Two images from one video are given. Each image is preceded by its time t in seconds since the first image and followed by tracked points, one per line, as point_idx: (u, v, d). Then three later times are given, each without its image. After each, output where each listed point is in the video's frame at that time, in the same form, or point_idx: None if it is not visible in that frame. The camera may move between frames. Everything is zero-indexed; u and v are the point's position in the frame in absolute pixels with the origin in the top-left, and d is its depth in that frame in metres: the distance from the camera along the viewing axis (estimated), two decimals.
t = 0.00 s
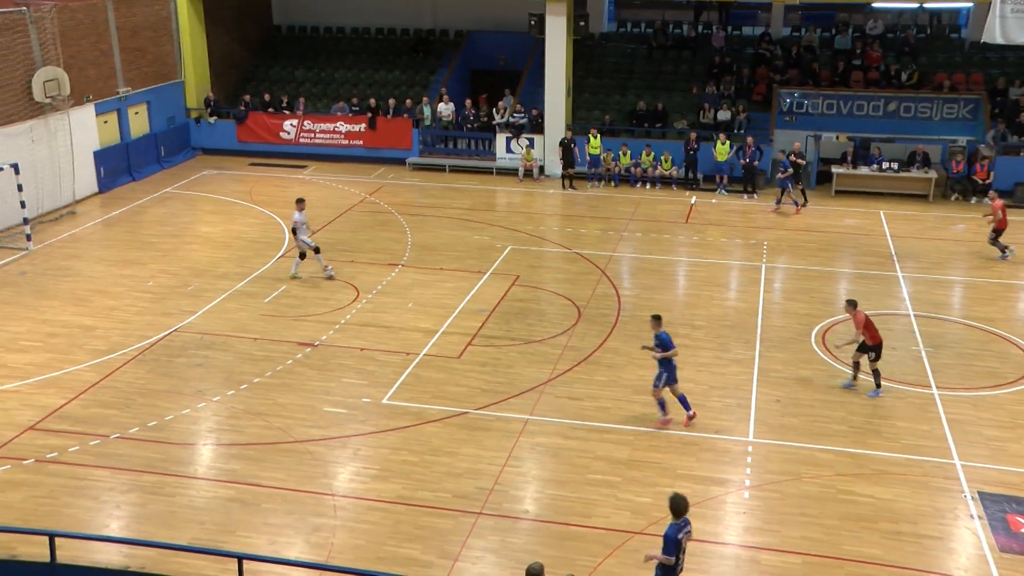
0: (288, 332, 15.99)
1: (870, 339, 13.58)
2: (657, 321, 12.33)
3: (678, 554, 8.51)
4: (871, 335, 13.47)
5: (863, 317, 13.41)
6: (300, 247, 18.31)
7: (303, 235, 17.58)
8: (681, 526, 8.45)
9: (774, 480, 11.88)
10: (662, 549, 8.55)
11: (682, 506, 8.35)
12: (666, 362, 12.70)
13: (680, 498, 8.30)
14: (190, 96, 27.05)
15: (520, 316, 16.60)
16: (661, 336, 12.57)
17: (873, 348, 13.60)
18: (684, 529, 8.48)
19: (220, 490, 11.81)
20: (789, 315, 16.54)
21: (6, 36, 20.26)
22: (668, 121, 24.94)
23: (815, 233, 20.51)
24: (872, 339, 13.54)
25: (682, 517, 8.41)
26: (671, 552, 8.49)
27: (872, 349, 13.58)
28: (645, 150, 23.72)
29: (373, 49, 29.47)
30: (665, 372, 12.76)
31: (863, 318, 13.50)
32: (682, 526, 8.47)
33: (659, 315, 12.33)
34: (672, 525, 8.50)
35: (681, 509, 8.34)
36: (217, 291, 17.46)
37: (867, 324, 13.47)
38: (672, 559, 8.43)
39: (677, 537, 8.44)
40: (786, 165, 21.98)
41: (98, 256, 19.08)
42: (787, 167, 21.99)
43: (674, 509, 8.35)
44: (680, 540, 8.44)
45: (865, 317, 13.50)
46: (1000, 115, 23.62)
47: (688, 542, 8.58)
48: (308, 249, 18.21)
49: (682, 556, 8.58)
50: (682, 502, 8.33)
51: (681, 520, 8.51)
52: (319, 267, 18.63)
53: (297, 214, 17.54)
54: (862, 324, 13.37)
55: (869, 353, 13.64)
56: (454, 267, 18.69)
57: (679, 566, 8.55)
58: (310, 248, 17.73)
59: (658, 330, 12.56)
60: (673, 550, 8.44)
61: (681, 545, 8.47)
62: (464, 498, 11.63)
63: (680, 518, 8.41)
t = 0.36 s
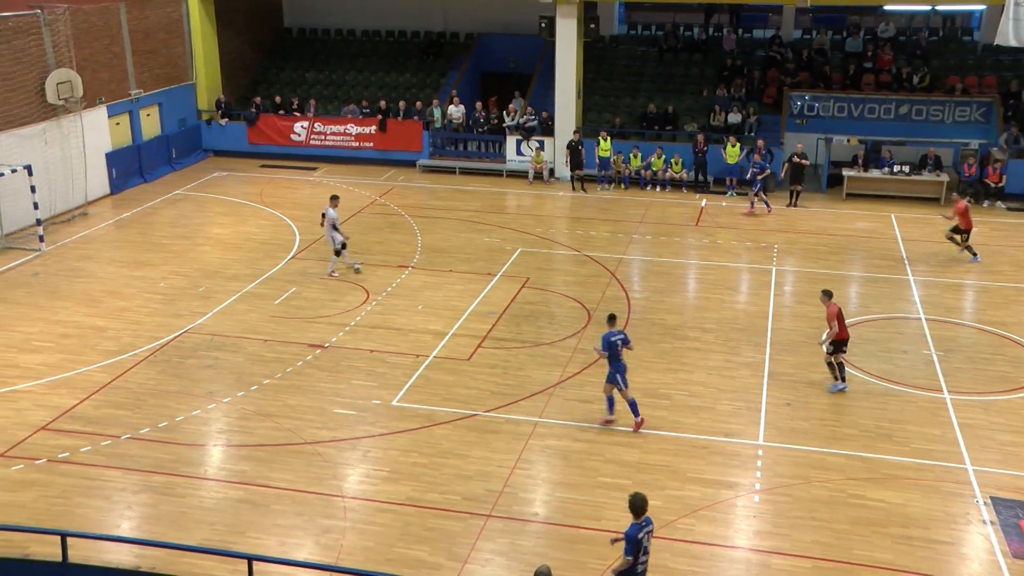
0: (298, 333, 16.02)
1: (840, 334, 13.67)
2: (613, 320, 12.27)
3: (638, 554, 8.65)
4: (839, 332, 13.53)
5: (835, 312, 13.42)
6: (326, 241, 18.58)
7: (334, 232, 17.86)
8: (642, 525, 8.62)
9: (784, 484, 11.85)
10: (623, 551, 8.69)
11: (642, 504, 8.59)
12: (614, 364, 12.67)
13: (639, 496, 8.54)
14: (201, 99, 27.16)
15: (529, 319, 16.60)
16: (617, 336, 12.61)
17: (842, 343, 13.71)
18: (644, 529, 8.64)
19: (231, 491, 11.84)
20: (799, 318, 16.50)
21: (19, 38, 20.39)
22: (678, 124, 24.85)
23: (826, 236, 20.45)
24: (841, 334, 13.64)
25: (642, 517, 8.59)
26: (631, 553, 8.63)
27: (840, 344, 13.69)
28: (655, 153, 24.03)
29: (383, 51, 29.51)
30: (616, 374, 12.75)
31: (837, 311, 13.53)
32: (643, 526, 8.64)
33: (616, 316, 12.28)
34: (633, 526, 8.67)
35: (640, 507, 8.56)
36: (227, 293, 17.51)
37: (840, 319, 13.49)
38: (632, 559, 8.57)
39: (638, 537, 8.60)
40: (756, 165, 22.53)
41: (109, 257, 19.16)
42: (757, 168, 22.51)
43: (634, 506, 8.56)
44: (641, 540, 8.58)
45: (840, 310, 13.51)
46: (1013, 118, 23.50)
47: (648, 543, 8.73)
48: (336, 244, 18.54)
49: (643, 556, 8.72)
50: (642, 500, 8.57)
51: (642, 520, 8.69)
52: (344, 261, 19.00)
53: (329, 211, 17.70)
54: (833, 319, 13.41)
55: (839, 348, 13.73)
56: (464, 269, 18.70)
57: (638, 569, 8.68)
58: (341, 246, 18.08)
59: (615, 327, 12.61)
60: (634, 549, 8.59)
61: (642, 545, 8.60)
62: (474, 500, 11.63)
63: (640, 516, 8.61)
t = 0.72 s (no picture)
0: (305, 339, 16.05)
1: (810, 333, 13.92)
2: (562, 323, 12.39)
3: (604, 556, 8.75)
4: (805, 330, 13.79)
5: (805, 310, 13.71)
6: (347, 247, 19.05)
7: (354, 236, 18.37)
8: (607, 526, 8.73)
9: (790, 491, 11.82)
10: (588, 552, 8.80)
11: (607, 506, 8.69)
12: (564, 365, 12.87)
13: (604, 498, 8.63)
14: (210, 105, 27.25)
15: (536, 325, 16.60)
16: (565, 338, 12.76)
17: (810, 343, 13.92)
18: (609, 530, 8.73)
19: (237, 496, 11.85)
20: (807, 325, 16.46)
21: (30, 45, 20.58)
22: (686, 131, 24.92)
23: (833, 243, 20.41)
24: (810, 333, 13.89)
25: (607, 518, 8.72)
26: (595, 554, 8.73)
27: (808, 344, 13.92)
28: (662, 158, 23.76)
29: (391, 57, 29.58)
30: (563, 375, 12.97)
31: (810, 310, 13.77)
32: (608, 527, 8.74)
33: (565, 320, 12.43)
34: (598, 527, 8.77)
35: (606, 508, 8.66)
36: (235, 298, 17.56)
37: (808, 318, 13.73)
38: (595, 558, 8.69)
39: (602, 538, 8.70)
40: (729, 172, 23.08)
41: (117, 263, 19.23)
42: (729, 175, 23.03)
43: (599, 507, 8.68)
44: (604, 541, 8.68)
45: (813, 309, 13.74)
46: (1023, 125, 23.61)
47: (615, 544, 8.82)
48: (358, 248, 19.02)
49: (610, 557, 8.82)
50: (607, 501, 8.68)
51: (608, 522, 8.78)
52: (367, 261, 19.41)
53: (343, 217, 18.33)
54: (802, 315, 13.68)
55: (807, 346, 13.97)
56: (472, 275, 18.71)
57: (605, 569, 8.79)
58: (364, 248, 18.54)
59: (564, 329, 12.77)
60: (598, 550, 8.69)
61: (606, 546, 8.70)
62: (479, 507, 11.62)
63: (605, 518, 8.71)
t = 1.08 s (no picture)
0: (305, 344, 16.04)
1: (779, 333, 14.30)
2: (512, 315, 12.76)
3: (565, 551, 8.72)
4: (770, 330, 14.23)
5: (770, 308, 14.10)
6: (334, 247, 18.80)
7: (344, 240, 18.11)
8: (568, 521, 8.69)
9: (791, 497, 11.80)
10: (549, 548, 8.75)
11: (570, 501, 8.68)
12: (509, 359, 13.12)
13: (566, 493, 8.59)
14: (210, 110, 27.27)
15: (536, 330, 16.60)
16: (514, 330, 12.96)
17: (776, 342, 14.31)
18: (570, 526, 8.70)
19: (237, 502, 11.84)
20: (807, 331, 16.45)
21: (31, 51, 20.59)
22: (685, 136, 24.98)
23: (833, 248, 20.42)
24: (778, 333, 14.29)
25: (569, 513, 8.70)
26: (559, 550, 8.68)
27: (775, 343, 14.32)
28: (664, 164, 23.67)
29: (392, 62, 29.60)
30: (508, 368, 13.23)
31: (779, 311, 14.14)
32: (570, 522, 8.70)
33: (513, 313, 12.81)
34: (559, 522, 8.72)
35: (568, 503, 8.64)
36: (235, 304, 17.54)
37: (773, 317, 14.16)
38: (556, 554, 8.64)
39: (563, 533, 8.65)
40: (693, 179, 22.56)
41: (117, 268, 19.23)
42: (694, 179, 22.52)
43: (561, 502, 8.66)
44: (566, 536, 8.64)
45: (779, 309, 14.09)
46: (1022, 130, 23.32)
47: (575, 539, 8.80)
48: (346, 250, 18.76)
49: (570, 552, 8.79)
50: (570, 497, 8.66)
51: (568, 517, 8.74)
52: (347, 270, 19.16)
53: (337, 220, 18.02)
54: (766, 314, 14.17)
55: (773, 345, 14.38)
56: (472, 280, 18.72)
57: (566, 564, 8.77)
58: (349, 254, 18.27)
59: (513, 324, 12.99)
60: (560, 546, 8.65)
61: (568, 541, 8.67)
62: (479, 512, 11.61)
63: (567, 513, 8.67)
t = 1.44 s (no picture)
0: (305, 347, 16.04)
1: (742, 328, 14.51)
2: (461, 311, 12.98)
3: (524, 550, 8.72)
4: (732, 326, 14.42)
5: (731, 307, 14.27)
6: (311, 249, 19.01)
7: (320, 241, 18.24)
8: (524, 520, 8.71)
9: (791, 500, 11.80)
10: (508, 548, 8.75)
11: (525, 499, 8.71)
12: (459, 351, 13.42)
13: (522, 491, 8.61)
14: (210, 113, 27.27)
15: (536, 333, 16.61)
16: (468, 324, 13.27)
17: (740, 338, 14.50)
18: (528, 524, 8.71)
19: (236, 505, 11.83)
20: (807, 333, 16.46)
21: (31, 54, 20.60)
22: (685, 139, 24.97)
23: (833, 251, 20.42)
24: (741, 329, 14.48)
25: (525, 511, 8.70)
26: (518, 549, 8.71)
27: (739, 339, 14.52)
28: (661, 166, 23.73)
29: (392, 65, 29.61)
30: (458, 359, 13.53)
31: (739, 308, 14.32)
32: (527, 521, 8.71)
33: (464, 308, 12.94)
34: (516, 522, 8.73)
35: (524, 501, 8.67)
36: (235, 307, 17.54)
37: (734, 314, 14.31)
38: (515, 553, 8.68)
39: (521, 533, 8.66)
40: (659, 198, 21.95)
41: (118, 271, 19.23)
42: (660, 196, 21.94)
43: (516, 502, 8.65)
44: (523, 535, 8.65)
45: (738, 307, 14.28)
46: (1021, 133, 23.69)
47: (534, 537, 8.81)
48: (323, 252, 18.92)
49: (529, 550, 8.80)
50: (525, 497, 8.69)
51: (525, 516, 8.76)
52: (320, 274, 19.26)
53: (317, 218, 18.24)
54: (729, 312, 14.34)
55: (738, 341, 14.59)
56: (472, 283, 18.73)
57: (525, 563, 8.78)
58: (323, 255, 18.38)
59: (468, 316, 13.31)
60: (519, 545, 8.65)
61: (526, 539, 8.68)
62: (479, 515, 11.60)
63: (523, 512, 8.69)
